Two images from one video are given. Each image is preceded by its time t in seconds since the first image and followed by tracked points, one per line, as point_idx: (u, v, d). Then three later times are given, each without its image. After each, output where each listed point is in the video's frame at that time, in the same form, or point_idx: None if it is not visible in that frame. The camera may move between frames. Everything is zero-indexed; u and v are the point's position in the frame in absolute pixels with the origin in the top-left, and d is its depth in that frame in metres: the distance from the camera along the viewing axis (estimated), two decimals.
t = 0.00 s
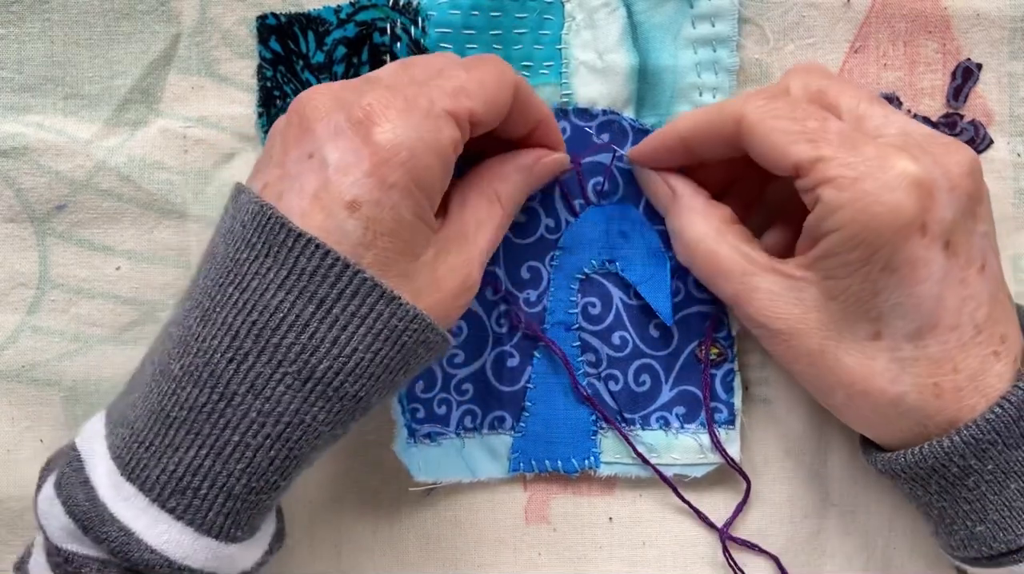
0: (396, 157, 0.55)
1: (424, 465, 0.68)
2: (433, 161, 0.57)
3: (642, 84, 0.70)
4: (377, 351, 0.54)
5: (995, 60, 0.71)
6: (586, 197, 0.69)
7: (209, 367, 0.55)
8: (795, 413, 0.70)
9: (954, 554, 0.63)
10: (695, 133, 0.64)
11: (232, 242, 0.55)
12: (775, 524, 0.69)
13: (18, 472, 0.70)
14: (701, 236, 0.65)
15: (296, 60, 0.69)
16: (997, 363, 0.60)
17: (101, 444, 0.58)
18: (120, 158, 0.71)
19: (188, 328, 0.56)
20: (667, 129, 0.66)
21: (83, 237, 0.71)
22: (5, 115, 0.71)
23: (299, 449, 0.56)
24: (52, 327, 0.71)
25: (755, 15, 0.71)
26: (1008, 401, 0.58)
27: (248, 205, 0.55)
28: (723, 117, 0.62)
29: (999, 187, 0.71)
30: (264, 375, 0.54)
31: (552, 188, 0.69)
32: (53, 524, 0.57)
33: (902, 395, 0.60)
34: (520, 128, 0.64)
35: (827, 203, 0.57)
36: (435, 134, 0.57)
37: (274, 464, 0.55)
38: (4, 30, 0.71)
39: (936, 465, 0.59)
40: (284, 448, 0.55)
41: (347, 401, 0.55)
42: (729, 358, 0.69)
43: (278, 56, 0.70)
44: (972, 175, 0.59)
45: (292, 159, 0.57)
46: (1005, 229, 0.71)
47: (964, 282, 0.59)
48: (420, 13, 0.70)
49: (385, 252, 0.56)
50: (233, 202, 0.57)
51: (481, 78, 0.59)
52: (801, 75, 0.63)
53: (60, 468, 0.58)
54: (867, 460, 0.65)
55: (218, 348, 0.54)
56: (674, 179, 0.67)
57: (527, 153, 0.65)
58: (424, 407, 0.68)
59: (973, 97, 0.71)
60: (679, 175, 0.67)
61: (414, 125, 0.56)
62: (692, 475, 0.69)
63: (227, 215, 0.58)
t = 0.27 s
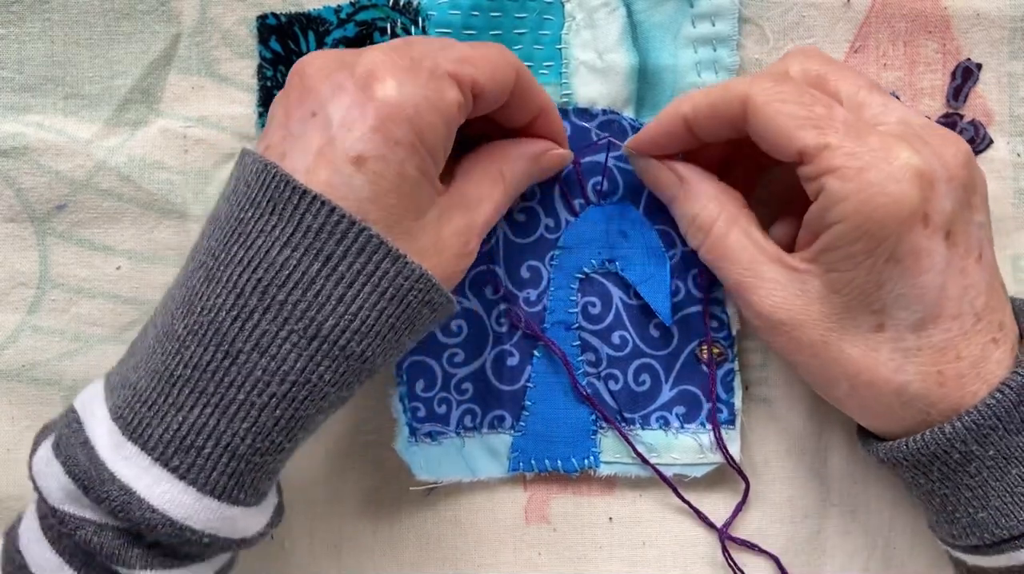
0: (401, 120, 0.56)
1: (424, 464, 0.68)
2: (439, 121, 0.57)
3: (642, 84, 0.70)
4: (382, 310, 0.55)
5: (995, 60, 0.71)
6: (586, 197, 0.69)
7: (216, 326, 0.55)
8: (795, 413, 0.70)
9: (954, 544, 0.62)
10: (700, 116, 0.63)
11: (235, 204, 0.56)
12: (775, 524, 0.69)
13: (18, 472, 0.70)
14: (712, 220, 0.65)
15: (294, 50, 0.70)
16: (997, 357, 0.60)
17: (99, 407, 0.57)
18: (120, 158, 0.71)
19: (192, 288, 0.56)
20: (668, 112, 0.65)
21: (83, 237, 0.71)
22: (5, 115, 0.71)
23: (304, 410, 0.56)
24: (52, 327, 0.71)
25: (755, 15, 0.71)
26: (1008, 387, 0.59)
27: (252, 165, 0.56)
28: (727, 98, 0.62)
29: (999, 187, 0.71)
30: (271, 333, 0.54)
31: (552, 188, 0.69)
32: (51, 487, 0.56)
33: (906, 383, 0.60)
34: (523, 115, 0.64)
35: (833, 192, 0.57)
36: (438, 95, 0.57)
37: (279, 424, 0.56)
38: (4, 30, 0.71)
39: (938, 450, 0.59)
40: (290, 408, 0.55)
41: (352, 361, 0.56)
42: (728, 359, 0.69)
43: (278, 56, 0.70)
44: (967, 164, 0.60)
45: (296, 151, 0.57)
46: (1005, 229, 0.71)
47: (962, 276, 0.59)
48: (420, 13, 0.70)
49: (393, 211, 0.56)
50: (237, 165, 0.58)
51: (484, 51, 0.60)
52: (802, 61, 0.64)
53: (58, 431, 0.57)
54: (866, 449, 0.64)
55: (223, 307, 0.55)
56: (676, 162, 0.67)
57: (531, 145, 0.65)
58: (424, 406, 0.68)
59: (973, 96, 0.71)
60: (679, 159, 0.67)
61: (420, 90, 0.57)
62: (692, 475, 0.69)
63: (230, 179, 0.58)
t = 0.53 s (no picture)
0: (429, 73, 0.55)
1: (424, 464, 0.68)
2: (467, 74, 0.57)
3: (642, 84, 0.70)
4: (412, 272, 0.55)
5: (995, 60, 0.71)
6: (585, 197, 0.70)
7: (245, 285, 0.54)
8: (795, 413, 0.70)
9: (951, 541, 0.62)
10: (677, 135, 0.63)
11: (257, 159, 0.56)
12: (775, 524, 0.69)
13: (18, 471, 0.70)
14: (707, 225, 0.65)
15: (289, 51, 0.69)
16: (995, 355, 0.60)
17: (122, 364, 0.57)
18: (120, 158, 0.71)
19: (218, 245, 0.56)
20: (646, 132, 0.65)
21: (82, 237, 0.71)
22: (5, 115, 0.71)
23: (333, 373, 0.56)
24: (53, 326, 0.71)
25: (754, 15, 0.71)
26: (1003, 386, 0.58)
27: (278, 120, 0.55)
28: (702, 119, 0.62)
29: (999, 187, 0.71)
30: (303, 292, 0.54)
31: (552, 189, 0.69)
32: (74, 443, 0.55)
33: (896, 385, 0.60)
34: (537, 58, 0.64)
35: (812, 205, 0.58)
36: (468, 54, 0.56)
37: (307, 386, 0.56)
38: (4, 30, 0.71)
39: (934, 449, 0.59)
40: (319, 369, 0.55)
41: (381, 324, 0.56)
42: (728, 359, 0.69)
43: (278, 56, 0.70)
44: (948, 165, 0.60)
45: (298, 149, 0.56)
46: (1005, 228, 0.71)
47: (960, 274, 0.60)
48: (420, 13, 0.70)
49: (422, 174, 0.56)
50: (258, 120, 0.58)
51: None
52: (783, 70, 0.63)
53: (79, 388, 0.57)
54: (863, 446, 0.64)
55: (253, 265, 0.54)
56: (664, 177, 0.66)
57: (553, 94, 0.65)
58: (424, 407, 0.68)
59: (973, 96, 0.71)
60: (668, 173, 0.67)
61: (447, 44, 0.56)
62: (692, 475, 0.69)
63: (251, 133, 0.58)
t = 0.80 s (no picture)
0: (420, 129, 0.55)
1: (424, 464, 0.68)
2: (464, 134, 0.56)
3: (642, 83, 0.70)
4: (388, 327, 0.54)
5: (995, 60, 0.71)
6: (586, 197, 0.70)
7: (212, 337, 0.55)
8: (795, 413, 0.70)
9: (945, 546, 0.62)
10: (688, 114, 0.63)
11: (245, 212, 0.56)
12: (775, 524, 0.69)
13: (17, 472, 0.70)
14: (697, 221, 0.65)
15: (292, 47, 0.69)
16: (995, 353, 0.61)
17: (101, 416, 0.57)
18: (120, 158, 0.71)
19: (192, 297, 0.56)
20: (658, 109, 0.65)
21: (83, 237, 0.71)
22: (5, 115, 0.71)
23: (300, 427, 0.55)
24: (52, 327, 0.70)
25: (755, 15, 0.71)
26: (994, 390, 0.59)
27: (270, 172, 0.55)
28: (718, 98, 0.62)
29: (1000, 187, 0.71)
30: (266, 349, 0.54)
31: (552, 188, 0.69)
32: (45, 495, 0.56)
33: (892, 381, 0.60)
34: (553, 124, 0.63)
35: (818, 188, 0.58)
36: (461, 105, 0.56)
37: (272, 441, 0.55)
38: (4, 30, 0.71)
39: (926, 452, 0.60)
40: (285, 425, 0.55)
41: (352, 380, 0.55)
42: (728, 358, 0.69)
43: (278, 55, 0.70)
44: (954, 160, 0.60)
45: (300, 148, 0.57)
46: (1005, 228, 0.71)
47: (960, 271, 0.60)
48: (420, 12, 0.70)
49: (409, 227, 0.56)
50: (252, 171, 0.57)
51: (513, 56, 0.59)
52: (792, 61, 0.64)
53: (56, 439, 0.57)
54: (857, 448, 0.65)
55: (223, 320, 0.55)
56: (667, 163, 0.66)
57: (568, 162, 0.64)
58: (424, 406, 0.68)
59: (973, 96, 0.71)
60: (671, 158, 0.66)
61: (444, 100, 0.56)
62: (691, 475, 0.69)
63: (243, 184, 0.58)
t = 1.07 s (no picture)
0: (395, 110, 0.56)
1: (424, 464, 0.68)
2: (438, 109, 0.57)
3: (642, 84, 0.70)
4: (396, 300, 0.55)
5: (995, 60, 0.71)
6: (585, 197, 0.69)
7: (229, 321, 0.55)
8: (795, 413, 0.70)
9: (949, 544, 0.63)
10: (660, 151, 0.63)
11: (246, 194, 0.55)
12: (775, 524, 0.69)
13: (17, 472, 0.70)
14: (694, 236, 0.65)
15: (291, 43, 0.69)
16: (995, 353, 0.61)
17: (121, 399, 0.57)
18: (120, 158, 0.71)
19: (206, 282, 0.56)
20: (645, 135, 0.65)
21: (83, 237, 0.71)
22: (5, 115, 0.71)
23: (320, 405, 0.56)
24: (52, 327, 0.71)
25: (755, 15, 0.71)
26: (996, 394, 0.59)
27: (261, 155, 0.55)
28: (687, 137, 0.62)
29: (1000, 187, 0.71)
30: (284, 329, 0.54)
31: (551, 186, 0.69)
32: (73, 474, 0.56)
33: (894, 393, 0.60)
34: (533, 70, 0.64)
35: (804, 213, 0.58)
36: (435, 74, 0.57)
37: (294, 419, 0.56)
38: (4, 30, 0.71)
39: (930, 454, 0.60)
40: (305, 403, 0.55)
41: (367, 355, 0.55)
42: (728, 358, 0.68)
43: (278, 55, 0.70)
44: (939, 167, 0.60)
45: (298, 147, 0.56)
46: (1005, 229, 0.71)
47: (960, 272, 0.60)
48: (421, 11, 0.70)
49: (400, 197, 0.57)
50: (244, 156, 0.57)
51: (484, 13, 0.59)
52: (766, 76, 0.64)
53: (78, 420, 0.58)
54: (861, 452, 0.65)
55: (240, 303, 0.55)
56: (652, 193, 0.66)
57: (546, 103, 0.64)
58: (424, 407, 0.68)
59: (973, 97, 0.71)
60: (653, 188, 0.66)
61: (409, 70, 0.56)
62: (691, 475, 0.69)
63: (240, 169, 0.58)
